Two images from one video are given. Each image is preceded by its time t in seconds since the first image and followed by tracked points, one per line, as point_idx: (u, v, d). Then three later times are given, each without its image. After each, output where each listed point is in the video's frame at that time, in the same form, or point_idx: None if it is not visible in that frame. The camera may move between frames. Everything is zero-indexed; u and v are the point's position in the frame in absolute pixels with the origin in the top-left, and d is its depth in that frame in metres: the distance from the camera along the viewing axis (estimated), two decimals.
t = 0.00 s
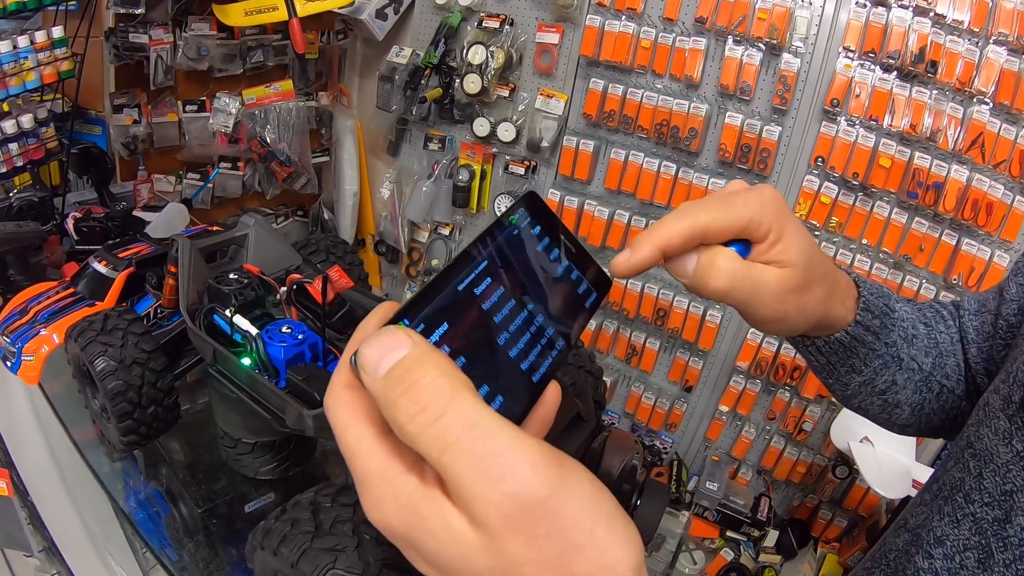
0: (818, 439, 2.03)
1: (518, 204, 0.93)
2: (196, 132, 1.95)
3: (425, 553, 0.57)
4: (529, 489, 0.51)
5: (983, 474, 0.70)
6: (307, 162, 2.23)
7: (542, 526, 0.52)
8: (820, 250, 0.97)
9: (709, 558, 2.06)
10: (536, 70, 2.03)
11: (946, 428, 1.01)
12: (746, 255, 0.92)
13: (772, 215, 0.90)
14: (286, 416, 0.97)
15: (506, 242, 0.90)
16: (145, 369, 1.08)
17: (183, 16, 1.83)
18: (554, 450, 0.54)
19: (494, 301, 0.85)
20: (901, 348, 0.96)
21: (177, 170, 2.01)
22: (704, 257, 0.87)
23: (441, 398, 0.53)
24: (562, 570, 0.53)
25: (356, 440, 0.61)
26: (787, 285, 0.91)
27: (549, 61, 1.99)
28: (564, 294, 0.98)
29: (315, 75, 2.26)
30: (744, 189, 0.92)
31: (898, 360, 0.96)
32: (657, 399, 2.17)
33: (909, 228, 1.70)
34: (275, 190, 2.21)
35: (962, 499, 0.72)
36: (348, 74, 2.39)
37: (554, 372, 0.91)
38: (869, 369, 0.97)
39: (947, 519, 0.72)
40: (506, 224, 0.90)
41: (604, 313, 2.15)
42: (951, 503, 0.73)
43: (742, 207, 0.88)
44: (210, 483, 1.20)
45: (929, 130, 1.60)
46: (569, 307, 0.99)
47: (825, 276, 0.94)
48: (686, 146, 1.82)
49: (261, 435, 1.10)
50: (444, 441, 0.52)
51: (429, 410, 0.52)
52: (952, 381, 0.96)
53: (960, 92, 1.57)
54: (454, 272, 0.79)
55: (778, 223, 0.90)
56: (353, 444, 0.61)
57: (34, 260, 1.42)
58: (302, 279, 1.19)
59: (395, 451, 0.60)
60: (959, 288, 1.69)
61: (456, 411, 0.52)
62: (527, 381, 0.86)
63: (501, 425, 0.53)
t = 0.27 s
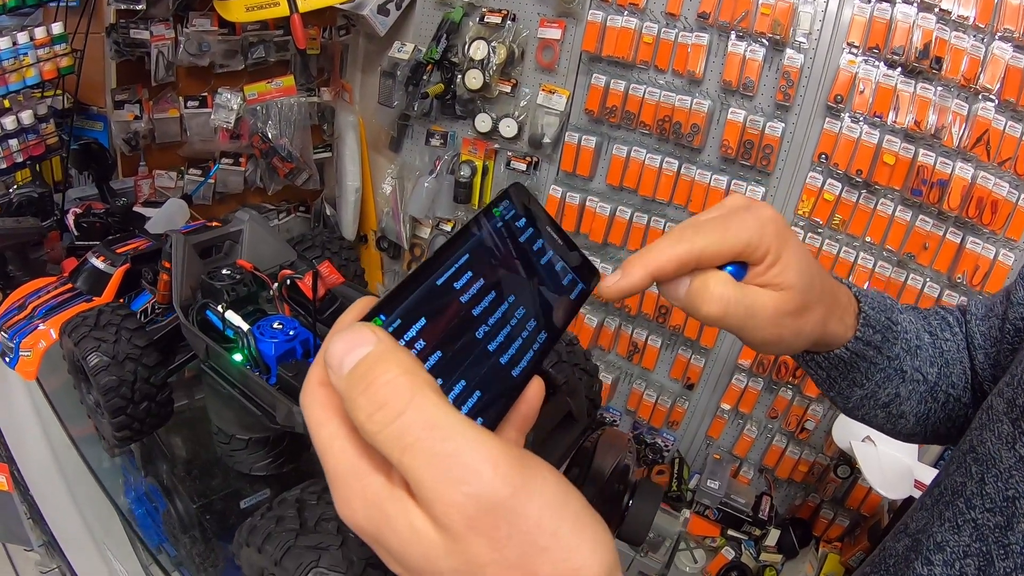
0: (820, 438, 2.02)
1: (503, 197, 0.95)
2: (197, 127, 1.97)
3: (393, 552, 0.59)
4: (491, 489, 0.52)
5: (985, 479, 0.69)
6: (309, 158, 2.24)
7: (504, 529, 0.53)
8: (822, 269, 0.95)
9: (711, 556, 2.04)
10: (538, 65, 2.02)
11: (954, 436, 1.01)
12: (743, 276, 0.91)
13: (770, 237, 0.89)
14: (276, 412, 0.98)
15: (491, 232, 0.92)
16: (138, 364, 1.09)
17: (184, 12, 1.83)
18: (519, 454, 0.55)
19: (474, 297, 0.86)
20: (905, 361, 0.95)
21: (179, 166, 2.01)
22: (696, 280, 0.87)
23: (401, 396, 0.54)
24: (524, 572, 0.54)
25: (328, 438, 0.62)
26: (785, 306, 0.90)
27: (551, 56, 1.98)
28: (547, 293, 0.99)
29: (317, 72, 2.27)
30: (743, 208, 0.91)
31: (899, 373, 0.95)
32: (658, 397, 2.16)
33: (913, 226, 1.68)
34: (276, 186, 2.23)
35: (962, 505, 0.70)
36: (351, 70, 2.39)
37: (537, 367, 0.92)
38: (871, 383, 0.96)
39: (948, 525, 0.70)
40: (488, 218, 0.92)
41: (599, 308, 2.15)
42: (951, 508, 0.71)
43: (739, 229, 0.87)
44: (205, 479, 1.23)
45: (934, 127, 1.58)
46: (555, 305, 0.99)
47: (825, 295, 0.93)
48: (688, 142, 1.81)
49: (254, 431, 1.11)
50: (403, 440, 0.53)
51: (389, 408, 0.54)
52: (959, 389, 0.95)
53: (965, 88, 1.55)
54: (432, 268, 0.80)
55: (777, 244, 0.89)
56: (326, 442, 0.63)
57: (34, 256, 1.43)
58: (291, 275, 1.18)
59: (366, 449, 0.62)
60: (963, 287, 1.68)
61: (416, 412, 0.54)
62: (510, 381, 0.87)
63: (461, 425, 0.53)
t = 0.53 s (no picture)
0: (823, 440, 2.00)
1: (511, 194, 0.95)
2: (202, 122, 1.97)
3: (389, 557, 0.58)
4: (492, 495, 0.52)
5: (995, 488, 0.67)
6: (313, 154, 2.26)
7: (505, 537, 0.52)
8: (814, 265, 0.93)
9: (712, 557, 2.04)
10: (544, 62, 2.01)
11: (954, 441, 1.00)
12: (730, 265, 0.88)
13: (758, 223, 0.87)
14: (274, 410, 0.98)
15: (496, 229, 0.91)
16: (136, 360, 1.09)
17: (189, 7, 1.83)
18: (520, 458, 0.55)
19: (477, 299, 0.85)
20: (904, 361, 0.94)
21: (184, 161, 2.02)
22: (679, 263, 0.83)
23: (401, 397, 0.54)
24: None
25: (325, 438, 0.62)
26: (772, 298, 0.88)
27: (557, 54, 1.96)
28: (549, 297, 0.97)
29: (323, 67, 2.27)
30: (733, 196, 0.90)
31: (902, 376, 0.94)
32: (662, 397, 2.16)
33: (920, 228, 1.66)
34: (280, 182, 2.24)
35: (972, 514, 0.69)
36: (356, 66, 2.39)
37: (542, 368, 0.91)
38: (869, 385, 0.94)
39: (955, 534, 0.69)
40: (488, 220, 0.90)
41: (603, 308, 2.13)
42: (960, 517, 0.70)
43: (726, 211, 0.85)
44: (203, 475, 1.22)
45: (941, 128, 1.56)
46: (558, 306, 0.98)
47: (817, 292, 0.91)
48: (694, 141, 1.80)
49: (253, 427, 1.10)
50: (403, 443, 0.53)
51: (388, 410, 0.54)
52: (959, 393, 0.94)
53: (973, 90, 1.54)
54: (435, 265, 0.80)
55: (766, 233, 0.87)
56: (323, 442, 0.62)
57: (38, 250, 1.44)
58: (293, 271, 1.19)
59: (363, 450, 0.61)
60: (969, 290, 1.66)
61: (414, 413, 0.53)
62: (510, 382, 0.86)
63: (461, 428, 0.53)
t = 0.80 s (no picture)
0: (823, 442, 1.99)
1: (508, 178, 0.94)
2: (205, 112, 1.96)
3: (379, 556, 0.58)
4: (489, 495, 0.51)
5: (1007, 489, 0.66)
6: (316, 146, 2.25)
7: (505, 538, 0.52)
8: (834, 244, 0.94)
9: (709, 559, 1.98)
10: (549, 59, 2.00)
11: (965, 441, 0.99)
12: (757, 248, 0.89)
13: (789, 205, 0.88)
14: (269, 397, 0.99)
15: (491, 218, 0.91)
16: (131, 345, 1.09)
17: None
18: (523, 457, 0.54)
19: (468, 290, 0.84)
20: (918, 356, 0.95)
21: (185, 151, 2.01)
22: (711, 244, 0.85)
23: (392, 389, 0.53)
24: None
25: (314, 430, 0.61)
26: (800, 281, 0.89)
27: (562, 50, 1.96)
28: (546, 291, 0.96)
29: (327, 60, 2.27)
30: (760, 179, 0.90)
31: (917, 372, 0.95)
32: (661, 396, 2.15)
33: (924, 231, 1.65)
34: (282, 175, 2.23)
35: (982, 516, 0.67)
36: (361, 59, 2.38)
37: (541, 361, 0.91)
38: (881, 379, 0.96)
39: (964, 536, 0.67)
40: (477, 212, 0.89)
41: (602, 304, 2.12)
42: (970, 519, 0.68)
43: (756, 195, 0.86)
44: (198, 465, 1.27)
45: (947, 131, 1.55)
46: (560, 299, 0.98)
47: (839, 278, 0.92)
48: (698, 140, 1.79)
49: (247, 416, 1.09)
50: (395, 437, 0.52)
51: (379, 402, 0.53)
52: (968, 392, 0.93)
53: (979, 93, 1.52)
54: (430, 251, 0.80)
55: (793, 216, 0.88)
56: (312, 436, 0.62)
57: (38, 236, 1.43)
58: (291, 258, 1.19)
59: (354, 445, 0.61)
60: (972, 295, 1.65)
61: (405, 407, 0.52)
62: (510, 376, 0.86)
63: (456, 424, 0.52)
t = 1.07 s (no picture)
0: (826, 452, 1.98)
1: (518, 185, 0.95)
2: (217, 108, 1.99)
3: (377, 550, 0.59)
4: (484, 494, 0.52)
5: (996, 507, 0.66)
6: (328, 143, 2.23)
7: (498, 537, 0.53)
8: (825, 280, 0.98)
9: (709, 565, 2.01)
10: (562, 62, 2.00)
11: (966, 459, 0.99)
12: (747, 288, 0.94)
13: (779, 247, 0.92)
14: (274, 394, 1.00)
15: (498, 222, 0.91)
16: (141, 339, 1.10)
17: None
18: (515, 457, 0.55)
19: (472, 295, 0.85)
20: (911, 383, 0.95)
21: (198, 145, 2.04)
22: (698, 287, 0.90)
23: (394, 389, 0.54)
24: None
25: (317, 426, 0.62)
26: (788, 321, 0.94)
27: (575, 53, 1.96)
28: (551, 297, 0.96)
29: (341, 58, 2.28)
30: (754, 220, 0.95)
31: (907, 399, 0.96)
32: (666, 401, 2.15)
33: (931, 244, 1.64)
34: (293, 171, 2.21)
35: (971, 533, 0.67)
36: (374, 58, 2.38)
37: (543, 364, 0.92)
38: (875, 405, 0.97)
39: (955, 552, 0.68)
40: (482, 217, 0.89)
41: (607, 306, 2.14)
42: (960, 536, 0.68)
43: (748, 239, 0.91)
44: (203, 457, 1.29)
45: (958, 144, 1.54)
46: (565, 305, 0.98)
47: (831, 315, 0.95)
48: (709, 146, 1.79)
49: (253, 412, 1.11)
50: (395, 435, 0.53)
51: (381, 401, 0.54)
52: (966, 413, 0.93)
53: (991, 107, 1.51)
54: (439, 253, 0.81)
55: (784, 260, 0.93)
56: (314, 432, 0.63)
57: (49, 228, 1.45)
58: (298, 257, 1.19)
59: (355, 441, 0.62)
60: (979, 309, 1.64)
61: (406, 406, 0.53)
62: (511, 378, 0.86)
63: (455, 425, 0.53)
